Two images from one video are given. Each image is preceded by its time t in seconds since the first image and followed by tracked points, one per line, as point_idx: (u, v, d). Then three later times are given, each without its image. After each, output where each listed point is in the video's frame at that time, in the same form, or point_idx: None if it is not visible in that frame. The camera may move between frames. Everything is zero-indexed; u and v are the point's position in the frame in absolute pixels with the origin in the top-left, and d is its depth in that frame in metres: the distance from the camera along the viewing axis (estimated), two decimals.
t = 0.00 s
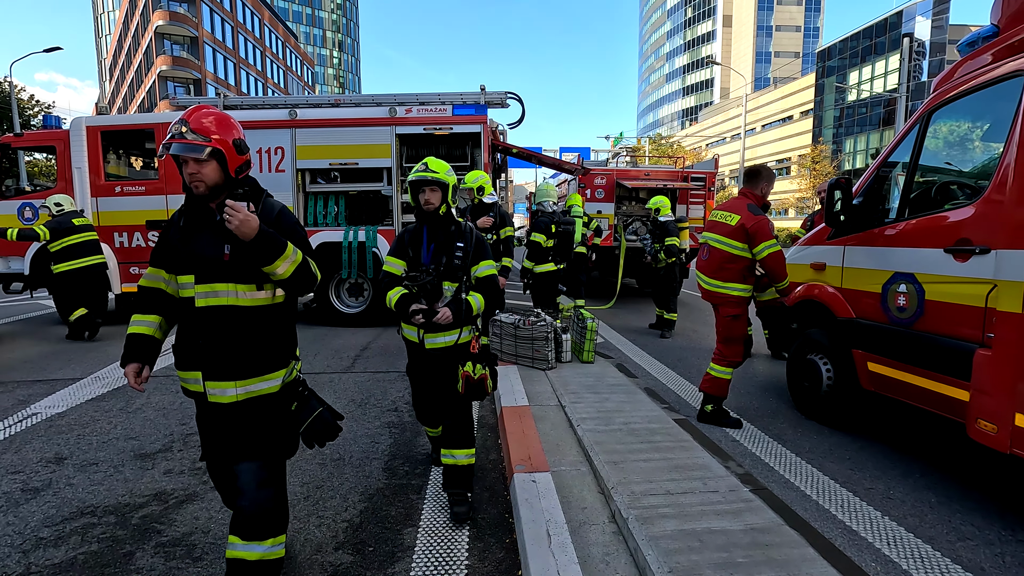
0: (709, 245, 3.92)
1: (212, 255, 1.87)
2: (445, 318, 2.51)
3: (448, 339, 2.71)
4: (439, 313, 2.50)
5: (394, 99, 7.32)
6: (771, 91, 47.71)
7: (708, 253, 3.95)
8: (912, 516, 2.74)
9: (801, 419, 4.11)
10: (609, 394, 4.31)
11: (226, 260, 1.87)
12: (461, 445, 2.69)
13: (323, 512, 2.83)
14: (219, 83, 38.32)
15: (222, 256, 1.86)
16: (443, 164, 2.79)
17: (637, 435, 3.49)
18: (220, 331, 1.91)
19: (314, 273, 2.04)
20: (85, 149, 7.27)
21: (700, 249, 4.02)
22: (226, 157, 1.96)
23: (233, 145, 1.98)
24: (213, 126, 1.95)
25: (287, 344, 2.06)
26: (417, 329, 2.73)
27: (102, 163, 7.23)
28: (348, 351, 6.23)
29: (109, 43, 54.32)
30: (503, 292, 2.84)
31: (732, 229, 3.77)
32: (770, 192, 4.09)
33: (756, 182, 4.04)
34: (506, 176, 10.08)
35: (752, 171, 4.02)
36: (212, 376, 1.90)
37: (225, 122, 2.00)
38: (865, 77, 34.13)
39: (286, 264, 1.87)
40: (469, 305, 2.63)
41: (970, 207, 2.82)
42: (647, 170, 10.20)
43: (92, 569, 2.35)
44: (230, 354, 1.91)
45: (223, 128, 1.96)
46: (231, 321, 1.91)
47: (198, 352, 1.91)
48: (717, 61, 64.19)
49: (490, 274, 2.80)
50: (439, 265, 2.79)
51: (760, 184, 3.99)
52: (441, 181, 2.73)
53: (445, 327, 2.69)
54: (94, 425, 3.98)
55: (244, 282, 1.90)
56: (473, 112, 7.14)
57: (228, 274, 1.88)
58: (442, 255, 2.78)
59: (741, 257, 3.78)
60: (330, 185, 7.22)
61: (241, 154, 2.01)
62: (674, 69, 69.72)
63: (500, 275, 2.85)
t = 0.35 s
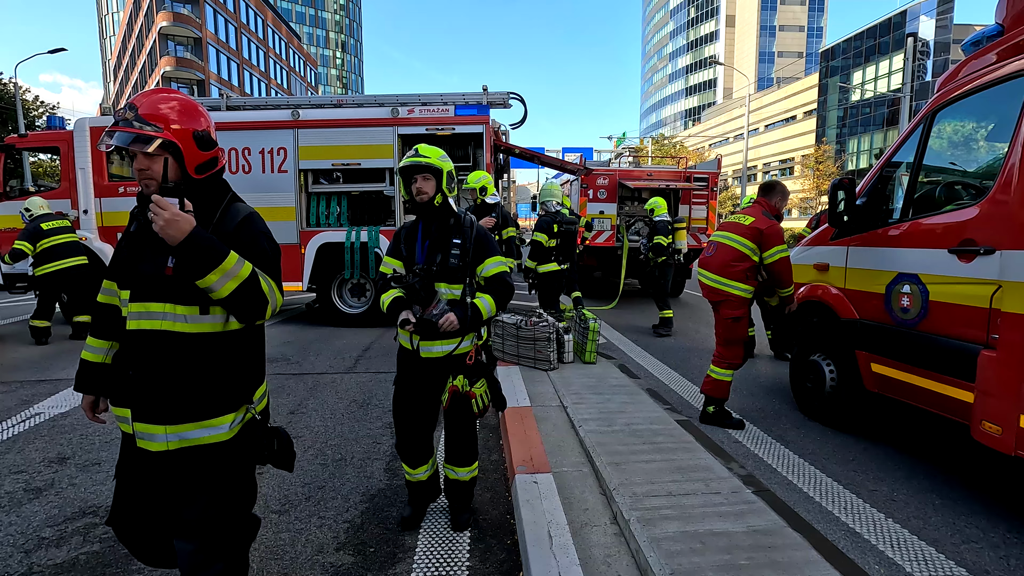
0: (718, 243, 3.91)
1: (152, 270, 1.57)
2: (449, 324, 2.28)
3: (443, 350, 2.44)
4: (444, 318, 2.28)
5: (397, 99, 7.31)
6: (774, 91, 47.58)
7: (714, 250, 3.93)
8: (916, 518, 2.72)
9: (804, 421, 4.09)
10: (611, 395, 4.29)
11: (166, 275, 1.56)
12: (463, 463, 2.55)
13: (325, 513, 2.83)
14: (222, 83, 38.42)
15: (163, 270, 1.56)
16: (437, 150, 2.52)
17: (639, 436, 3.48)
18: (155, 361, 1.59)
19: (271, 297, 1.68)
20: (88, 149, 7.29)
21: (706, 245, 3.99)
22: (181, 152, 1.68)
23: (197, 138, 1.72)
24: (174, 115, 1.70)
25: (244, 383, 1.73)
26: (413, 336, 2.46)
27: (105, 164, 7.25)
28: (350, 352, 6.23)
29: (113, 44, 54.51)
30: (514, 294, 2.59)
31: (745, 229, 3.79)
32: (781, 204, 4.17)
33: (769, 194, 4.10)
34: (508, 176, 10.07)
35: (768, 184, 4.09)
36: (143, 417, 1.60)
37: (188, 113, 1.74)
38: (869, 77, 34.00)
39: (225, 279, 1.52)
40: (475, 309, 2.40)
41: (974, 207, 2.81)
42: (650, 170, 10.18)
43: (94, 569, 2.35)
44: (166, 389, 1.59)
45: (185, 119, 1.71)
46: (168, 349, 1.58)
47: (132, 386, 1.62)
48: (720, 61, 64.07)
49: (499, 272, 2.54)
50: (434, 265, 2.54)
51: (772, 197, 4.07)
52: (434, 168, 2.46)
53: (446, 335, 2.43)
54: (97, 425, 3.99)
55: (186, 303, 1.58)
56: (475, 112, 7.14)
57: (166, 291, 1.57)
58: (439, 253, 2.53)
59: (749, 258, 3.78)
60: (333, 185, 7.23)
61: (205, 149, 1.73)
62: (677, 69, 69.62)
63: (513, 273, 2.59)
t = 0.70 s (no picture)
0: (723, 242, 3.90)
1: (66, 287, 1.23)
2: (446, 341, 2.12)
3: (446, 368, 2.26)
4: (440, 336, 2.12)
5: (398, 99, 7.31)
6: (776, 91, 47.52)
7: (719, 249, 3.92)
8: (918, 519, 2.72)
9: (806, 422, 4.08)
10: (613, 395, 4.29)
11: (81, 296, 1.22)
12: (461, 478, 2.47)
13: (327, 513, 2.83)
14: (224, 84, 38.50)
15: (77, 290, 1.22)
16: (405, 154, 2.32)
17: (640, 436, 3.48)
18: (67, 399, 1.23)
19: (213, 315, 1.33)
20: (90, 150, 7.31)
21: (711, 244, 3.98)
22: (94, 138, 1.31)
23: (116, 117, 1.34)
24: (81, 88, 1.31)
25: (192, 423, 1.38)
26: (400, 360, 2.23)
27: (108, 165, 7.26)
28: (352, 351, 6.23)
29: (115, 44, 54.59)
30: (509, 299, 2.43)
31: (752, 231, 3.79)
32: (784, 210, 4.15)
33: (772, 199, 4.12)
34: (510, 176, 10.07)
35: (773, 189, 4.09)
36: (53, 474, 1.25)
37: (104, 87, 1.35)
38: (872, 77, 33.92)
39: (143, 302, 1.17)
40: (470, 320, 2.25)
41: (977, 207, 2.80)
42: (652, 170, 10.17)
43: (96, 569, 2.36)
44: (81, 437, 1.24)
45: (99, 94, 1.33)
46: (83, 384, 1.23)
47: (39, 432, 1.25)
48: (722, 61, 63.99)
49: (490, 278, 2.37)
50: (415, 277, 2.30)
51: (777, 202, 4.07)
52: (405, 174, 2.26)
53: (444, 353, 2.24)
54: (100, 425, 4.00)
55: (110, 327, 1.24)
56: (477, 112, 7.14)
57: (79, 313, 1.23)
58: (422, 263, 2.30)
59: (753, 260, 3.78)
60: (334, 186, 7.24)
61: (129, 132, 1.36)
62: (678, 69, 69.57)
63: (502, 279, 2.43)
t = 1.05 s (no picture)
0: (731, 241, 3.91)
1: None
2: (430, 351, 1.94)
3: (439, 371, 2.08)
4: (423, 347, 1.94)
5: (399, 99, 7.31)
6: (777, 91, 47.51)
7: (727, 247, 3.93)
8: (919, 519, 2.72)
9: (807, 422, 4.08)
10: (614, 395, 4.29)
11: None
12: (479, 508, 2.13)
13: (329, 512, 2.84)
14: (225, 84, 38.54)
15: None
16: (385, 144, 2.14)
17: (642, 436, 3.48)
18: None
19: (113, 342, 1.16)
20: (93, 150, 7.33)
21: (718, 242, 3.99)
22: None
23: None
24: None
25: (85, 487, 1.23)
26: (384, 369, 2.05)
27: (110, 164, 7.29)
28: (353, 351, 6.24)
29: (117, 45, 54.63)
30: (501, 301, 2.20)
31: (764, 234, 3.84)
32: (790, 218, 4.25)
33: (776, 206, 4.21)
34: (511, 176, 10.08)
35: (777, 198, 4.20)
36: None
37: None
38: (873, 77, 33.90)
39: (10, 327, 0.99)
40: (454, 327, 2.04)
41: (978, 207, 2.81)
42: (653, 170, 10.17)
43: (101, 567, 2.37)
44: None
45: None
46: None
47: None
48: (723, 61, 63.99)
49: (478, 280, 2.15)
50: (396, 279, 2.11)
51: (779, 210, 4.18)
52: (385, 168, 2.07)
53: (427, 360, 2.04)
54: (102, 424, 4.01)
55: None
56: (478, 112, 7.15)
57: None
58: (404, 264, 2.10)
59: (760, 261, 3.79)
60: (336, 186, 7.25)
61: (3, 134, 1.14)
62: (679, 69, 69.57)
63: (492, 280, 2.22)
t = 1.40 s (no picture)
0: (737, 241, 3.90)
1: None
2: (416, 368, 1.84)
3: (444, 386, 2.04)
4: (411, 360, 1.85)
5: (401, 99, 7.32)
6: (779, 90, 47.43)
7: (732, 246, 3.92)
8: (921, 518, 2.72)
9: (809, 421, 4.09)
10: (615, 394, 4.30)
11: None
12: (485, 536, 2.02)
13: (331, 511, 2.85)
14: (227, 83, 38.58)
15: None
16: (404, 141, 2.10)
17: (643, 435, 3.49)
18: None
19: None
20: (96, 150, 7.35)
21: (723, 241, 3.98)
22: None
23: None
24: None
25: None
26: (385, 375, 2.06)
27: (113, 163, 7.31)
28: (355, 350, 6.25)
29: (118, 44, 54.68)
30: (504, 320, 2.00)
31: (770, 233, 3.84)
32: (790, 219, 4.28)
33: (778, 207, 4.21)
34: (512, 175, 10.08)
35: (777, 198, 4.22)
36: None
37: None
38: (875, 76, 33.83)
39: None
40: (447, 343, 1.90)
41: (980, 207, 2.81)
42: (654, 169, 10.16)
43: (105, 565, 2.38)
44: None
45: None
46: None
47: None
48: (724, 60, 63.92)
49: (486, 293, 1.98)
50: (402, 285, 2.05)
51: (781, 210, 4.18)
52: (402, 166, 2.03)
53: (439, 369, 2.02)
54: (105, 423, 4.02)
55: None
56: (479, 112, 7.15)
57: None
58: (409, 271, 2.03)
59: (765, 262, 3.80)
60: (337, 185, 7.26)
61: None
62: (681, 69, 69.50)
63: (503, 294, 2.03)
